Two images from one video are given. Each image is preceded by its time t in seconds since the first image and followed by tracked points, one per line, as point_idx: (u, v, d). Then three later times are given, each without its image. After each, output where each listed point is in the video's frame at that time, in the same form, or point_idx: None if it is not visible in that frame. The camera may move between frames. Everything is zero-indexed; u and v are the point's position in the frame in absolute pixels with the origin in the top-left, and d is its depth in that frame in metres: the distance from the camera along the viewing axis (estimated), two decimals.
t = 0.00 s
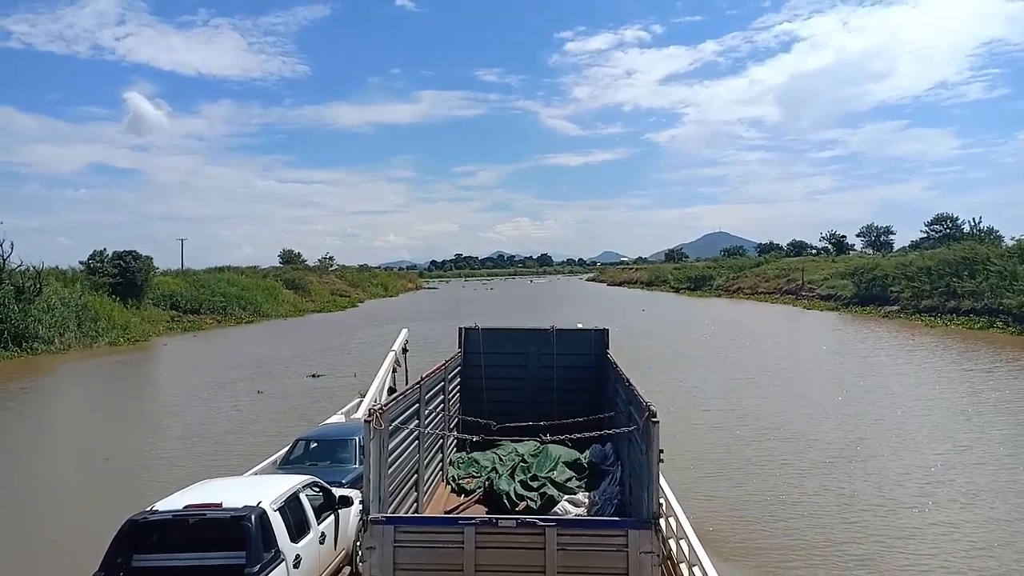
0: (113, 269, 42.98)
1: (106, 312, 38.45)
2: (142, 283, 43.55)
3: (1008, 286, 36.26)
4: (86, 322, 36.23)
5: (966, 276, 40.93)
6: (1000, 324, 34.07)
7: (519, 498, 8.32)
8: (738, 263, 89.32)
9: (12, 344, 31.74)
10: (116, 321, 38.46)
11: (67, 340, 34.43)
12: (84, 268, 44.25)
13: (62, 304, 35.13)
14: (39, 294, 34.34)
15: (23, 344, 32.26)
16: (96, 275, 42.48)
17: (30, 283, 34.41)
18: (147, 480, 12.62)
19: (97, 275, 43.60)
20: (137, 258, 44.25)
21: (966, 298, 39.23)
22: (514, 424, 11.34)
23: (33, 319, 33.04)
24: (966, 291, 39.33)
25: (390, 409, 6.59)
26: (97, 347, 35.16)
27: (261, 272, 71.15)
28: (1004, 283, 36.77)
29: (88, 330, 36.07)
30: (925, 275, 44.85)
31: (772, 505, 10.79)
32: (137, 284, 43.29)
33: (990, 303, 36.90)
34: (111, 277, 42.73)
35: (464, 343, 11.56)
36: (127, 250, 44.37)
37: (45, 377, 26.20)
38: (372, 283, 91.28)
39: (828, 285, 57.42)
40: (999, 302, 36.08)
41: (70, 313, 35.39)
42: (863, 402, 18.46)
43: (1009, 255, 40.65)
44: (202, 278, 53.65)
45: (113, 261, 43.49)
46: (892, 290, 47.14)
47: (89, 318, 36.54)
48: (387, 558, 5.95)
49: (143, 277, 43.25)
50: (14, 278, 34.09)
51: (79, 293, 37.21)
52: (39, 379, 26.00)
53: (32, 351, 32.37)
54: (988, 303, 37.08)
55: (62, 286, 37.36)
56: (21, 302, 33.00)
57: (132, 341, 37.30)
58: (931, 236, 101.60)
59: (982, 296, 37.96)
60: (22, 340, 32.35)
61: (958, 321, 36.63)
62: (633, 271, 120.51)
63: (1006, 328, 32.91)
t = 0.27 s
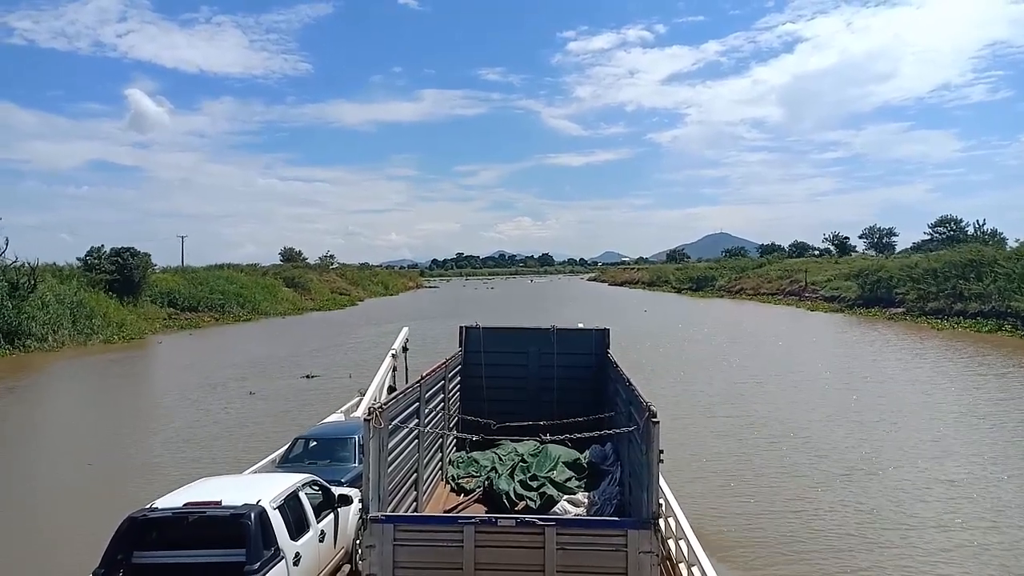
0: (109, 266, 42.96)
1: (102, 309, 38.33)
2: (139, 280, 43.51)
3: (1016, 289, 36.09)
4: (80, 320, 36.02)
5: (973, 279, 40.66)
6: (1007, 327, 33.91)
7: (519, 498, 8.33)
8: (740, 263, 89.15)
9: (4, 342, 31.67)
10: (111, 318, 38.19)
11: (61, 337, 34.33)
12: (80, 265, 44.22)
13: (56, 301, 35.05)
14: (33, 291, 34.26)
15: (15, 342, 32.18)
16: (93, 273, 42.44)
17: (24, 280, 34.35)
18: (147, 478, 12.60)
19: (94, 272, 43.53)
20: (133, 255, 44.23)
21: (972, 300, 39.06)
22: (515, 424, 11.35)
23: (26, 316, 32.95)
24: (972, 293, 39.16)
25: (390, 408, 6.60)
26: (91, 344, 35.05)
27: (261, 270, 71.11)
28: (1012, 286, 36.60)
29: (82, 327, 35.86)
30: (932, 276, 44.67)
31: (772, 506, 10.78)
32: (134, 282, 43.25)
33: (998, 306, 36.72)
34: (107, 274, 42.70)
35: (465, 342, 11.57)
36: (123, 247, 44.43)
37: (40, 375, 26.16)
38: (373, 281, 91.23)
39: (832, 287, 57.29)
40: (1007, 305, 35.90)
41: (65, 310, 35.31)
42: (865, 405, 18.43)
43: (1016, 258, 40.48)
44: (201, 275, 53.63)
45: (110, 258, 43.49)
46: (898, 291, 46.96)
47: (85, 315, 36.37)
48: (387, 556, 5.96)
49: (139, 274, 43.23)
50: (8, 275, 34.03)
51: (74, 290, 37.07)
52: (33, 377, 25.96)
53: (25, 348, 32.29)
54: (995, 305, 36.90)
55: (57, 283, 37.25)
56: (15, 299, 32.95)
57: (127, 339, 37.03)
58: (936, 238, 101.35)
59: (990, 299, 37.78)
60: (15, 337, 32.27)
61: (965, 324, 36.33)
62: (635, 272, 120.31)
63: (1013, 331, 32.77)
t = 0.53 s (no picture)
0: (104, 266, 42.88)
1: (95, 310, 38.13)
2: (134, 281, 43.41)
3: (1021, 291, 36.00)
4: (73, 320, 35.84)
5: (977, 280, 40.58)
6: (1012, 329, 33.83)
7: (518, 498, 8.32)
8: (741, 264, 89.10)
9: None
10: (105, 318, 38.00)
11: (54, 337, 34.14)
12: (75, 265, 44.13)
13: (49, 301, 34.85)
14: (25, 291, 34.10)
15: (7, 342, 32.00)
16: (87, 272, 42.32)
17: (16, 280, 34.19)
18: (147, 479, 12.57)
19: (89, 272, 43.40)
20: (128, 254, 44.16)
21: (976, 302, 38.98)
22: (514, 424, 11.34)
23: (18, 317, 32.76)
24: (976, 295, 39.07)
25: (389, 407, 6.59)
26: (83, 345, 34.86)
27: (258, 270, 71.00)
28: (1018, 287, 36.51)
29: (76, 328, 35.68)
30: (936, 277, 44.56)
31: (770, 511, 10.79)
32: (128, 282, 43.17)
33: (1003, 308, 36.64)
34: (102, 274, 42.61)
35: (464, 342, 11.55)
36: (118, 246, 44.37)
37: (34, 376, 26.06)
38: (371, 281, 91.17)
39: (834, 288, 57.26)
40: (1012, 307, 35.81)
41: (58, 310, 35.12)
42: (866, 406, 18.43)
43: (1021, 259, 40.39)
44: (198, 275, 53.58)
45: (105, 258, 43.41)
46: (903, 292, 46.85)
47: (78, 316, 36.17)
48: (386, 556, 5.95)
49: (134, 274, 43.15)
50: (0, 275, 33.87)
51: (67, 290, 36.91)
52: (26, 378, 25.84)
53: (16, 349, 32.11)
54: (1000, 307, 36.81)
55: (50, 283, 37.12)
56: (6, 300, 32.79)
57: (120, 340, 36.82)
58: (937, 240, 101.33)
59: (995, 300, 37.70)
60: (6, 338, 32.09)
61: (970, 325, 36.20)
62: (634, 272, 120.29)
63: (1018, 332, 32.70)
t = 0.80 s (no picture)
0: (103, 265, 42.88)
1: (93, 310, 38.00)
2: (132, 281, 43.42)
3: None
4: (70, 320, 35.79)
5: (987, 283, 40.42)
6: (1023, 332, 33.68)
7: (520, 499, 8.33)
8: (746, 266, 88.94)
9: None
10: (102, 319, 37.88)
11: (49, 338, 33.97)
12: (73, 264, 44.11)
13: (45, 302, 34.72)
14: (21, 291, 34.00)
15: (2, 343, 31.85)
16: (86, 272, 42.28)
17: (12, 280, 34.09)
18: (149, 480, 12.59)
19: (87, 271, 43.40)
20: (127, 254, 44.17)
21: (986, 306, 38.83)
22: (516, 425, 11.35)
23: (14, 317, 32.62)
24: (986, 298, 38.91)
25: (392, 409, 6.60)
26: (79, 346, 34.74)
27: (260, 270, 71.03)
28: None
29: (72, 328, 35.63)
30: (945, 279, 44.39)
31: (773, 511, 10.79)
32: (127, 282, 43.17)
33: (1014, 311, 36.48)
34: (100, 274, 42.60)
35: (466, 344, 11.57)
36: (117, 246, 44.39)
37: (32, 376, 26.04)
38: (373, 282, 91.22)
39: (840, 290, 57.13)
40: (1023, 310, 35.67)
41: (54, 310, 34.98)
42: (872, 407, 18.39)
43: None
44: (199, 275, 53.65)
45: (103, 258, 43.40)
46: (912, 295, 46.69)
47: (74, 316, 36.03)
48: (388, 556, 5.97)
49: (133, 274, 43.16)
50: None
51: (64, 290, 36.84)
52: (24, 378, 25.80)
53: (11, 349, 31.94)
54: (1011, 311, 36.65)
55: (47, 283, 37.08)
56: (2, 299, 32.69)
57: (116, 341, 36.78)
58: (944, 242, 101.11)
59: (1004, 303, 37.55)
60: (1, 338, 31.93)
61: (980, 329, 36.05)
62: (638, 273, 120.16)
63: None
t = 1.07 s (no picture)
0: (95, 265, 42.68)
1: (85, 310, 37.62)
2: (125, 280, 43.28)
3: None
4: (61, 320, 35.29)
5: (989, 280, 40.39)
6: None
7: (518, 497, 8.32)
8: (745, 264, 88.90)
9: None
10: (94, 319, 37.52)
11: (40, 338, 33.54)
12: (65, 264, 43.88)
13: (36, 301, 34.34)
14: (12, 291, 33.70)
15: None
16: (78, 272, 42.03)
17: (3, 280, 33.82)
18: (145, 479, 12.55)
19: (79, 271, 43.02)
20: (120, 254, 44.05)
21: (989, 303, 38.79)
22: (514, 423, 11.34)
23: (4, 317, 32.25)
24: (989, 296, 38.86)
25: (389, 407, 6.59)
26: (71, 346, 34.39)
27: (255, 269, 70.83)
28: None
29: (64, 328, 35.19)
30: (946, 277, 44.36)
31: (771, 509, 10.78)
32: (120, 281, 43.02)
33: (1017, 309, 36.44)
34: (93, 274, 42.42)
35: (464, 342, 11.56)
36: (109, 246, 44.24)
37: (24, 377, 25.87)
38: (369, 281, 91.04)
39: (840, 288, 57.12)
40: None
41: (45, 310, 34.59)
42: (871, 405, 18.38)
43: None
44: (192, 274, 53.50)
45: (96, 257, 43.23)
46: (914, 293, 46.63)
47: (65, 316, 35.61)
48: (386, 554, 5.96)
49: (125, 274, 43.02)
50: None
51: (55, 289, 36.44)
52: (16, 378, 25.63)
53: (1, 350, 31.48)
54: (1014, 309, 36.62)
55: (37, 283, 36.63)
56: None
57: (108, 341, 36.34)
58: (943, 240, 101.15)
59: (1007, 301, 37.51)
60: None
61: (983, 326, 36.03)
62: (636, 271, 120.09)
63: None
